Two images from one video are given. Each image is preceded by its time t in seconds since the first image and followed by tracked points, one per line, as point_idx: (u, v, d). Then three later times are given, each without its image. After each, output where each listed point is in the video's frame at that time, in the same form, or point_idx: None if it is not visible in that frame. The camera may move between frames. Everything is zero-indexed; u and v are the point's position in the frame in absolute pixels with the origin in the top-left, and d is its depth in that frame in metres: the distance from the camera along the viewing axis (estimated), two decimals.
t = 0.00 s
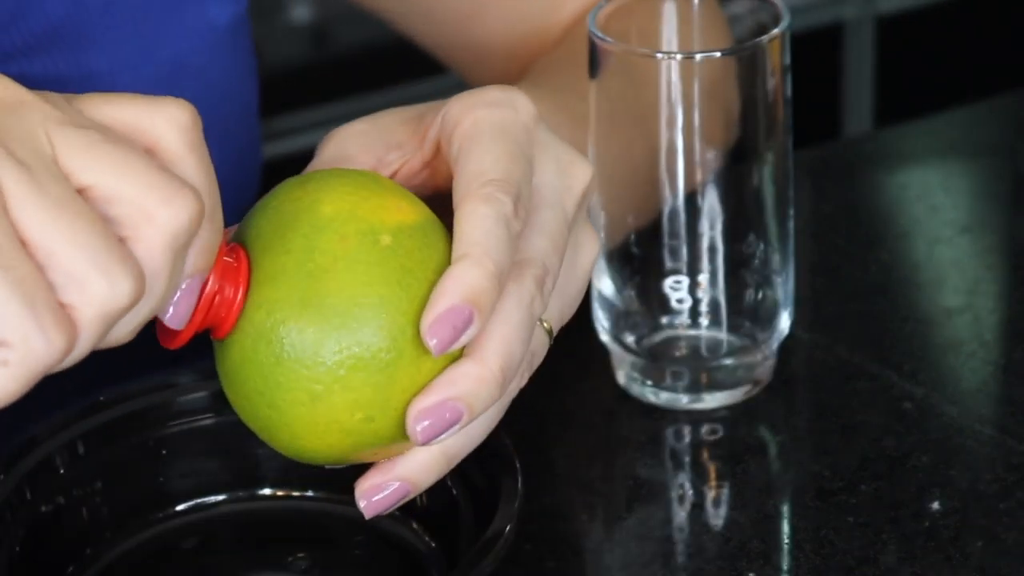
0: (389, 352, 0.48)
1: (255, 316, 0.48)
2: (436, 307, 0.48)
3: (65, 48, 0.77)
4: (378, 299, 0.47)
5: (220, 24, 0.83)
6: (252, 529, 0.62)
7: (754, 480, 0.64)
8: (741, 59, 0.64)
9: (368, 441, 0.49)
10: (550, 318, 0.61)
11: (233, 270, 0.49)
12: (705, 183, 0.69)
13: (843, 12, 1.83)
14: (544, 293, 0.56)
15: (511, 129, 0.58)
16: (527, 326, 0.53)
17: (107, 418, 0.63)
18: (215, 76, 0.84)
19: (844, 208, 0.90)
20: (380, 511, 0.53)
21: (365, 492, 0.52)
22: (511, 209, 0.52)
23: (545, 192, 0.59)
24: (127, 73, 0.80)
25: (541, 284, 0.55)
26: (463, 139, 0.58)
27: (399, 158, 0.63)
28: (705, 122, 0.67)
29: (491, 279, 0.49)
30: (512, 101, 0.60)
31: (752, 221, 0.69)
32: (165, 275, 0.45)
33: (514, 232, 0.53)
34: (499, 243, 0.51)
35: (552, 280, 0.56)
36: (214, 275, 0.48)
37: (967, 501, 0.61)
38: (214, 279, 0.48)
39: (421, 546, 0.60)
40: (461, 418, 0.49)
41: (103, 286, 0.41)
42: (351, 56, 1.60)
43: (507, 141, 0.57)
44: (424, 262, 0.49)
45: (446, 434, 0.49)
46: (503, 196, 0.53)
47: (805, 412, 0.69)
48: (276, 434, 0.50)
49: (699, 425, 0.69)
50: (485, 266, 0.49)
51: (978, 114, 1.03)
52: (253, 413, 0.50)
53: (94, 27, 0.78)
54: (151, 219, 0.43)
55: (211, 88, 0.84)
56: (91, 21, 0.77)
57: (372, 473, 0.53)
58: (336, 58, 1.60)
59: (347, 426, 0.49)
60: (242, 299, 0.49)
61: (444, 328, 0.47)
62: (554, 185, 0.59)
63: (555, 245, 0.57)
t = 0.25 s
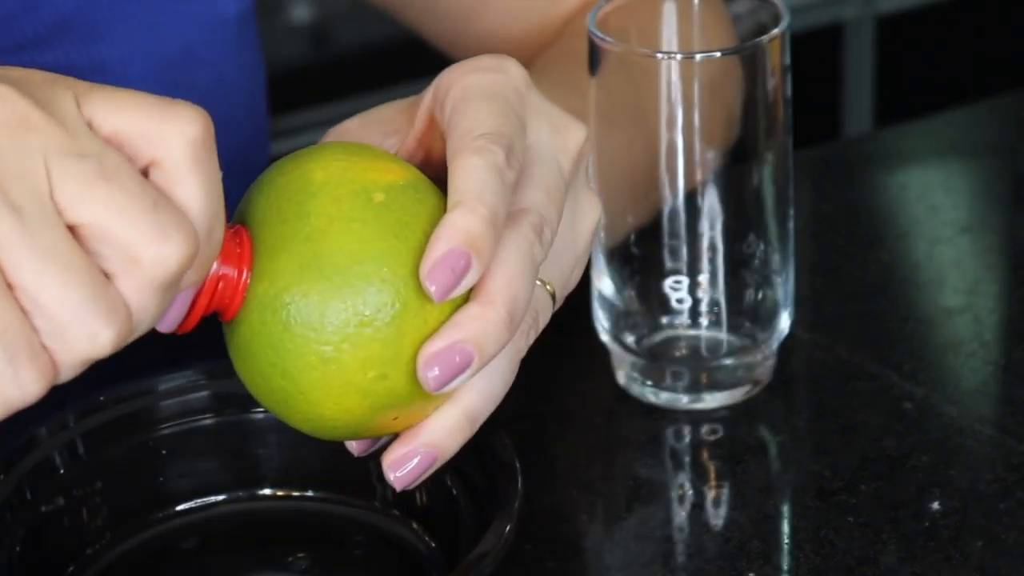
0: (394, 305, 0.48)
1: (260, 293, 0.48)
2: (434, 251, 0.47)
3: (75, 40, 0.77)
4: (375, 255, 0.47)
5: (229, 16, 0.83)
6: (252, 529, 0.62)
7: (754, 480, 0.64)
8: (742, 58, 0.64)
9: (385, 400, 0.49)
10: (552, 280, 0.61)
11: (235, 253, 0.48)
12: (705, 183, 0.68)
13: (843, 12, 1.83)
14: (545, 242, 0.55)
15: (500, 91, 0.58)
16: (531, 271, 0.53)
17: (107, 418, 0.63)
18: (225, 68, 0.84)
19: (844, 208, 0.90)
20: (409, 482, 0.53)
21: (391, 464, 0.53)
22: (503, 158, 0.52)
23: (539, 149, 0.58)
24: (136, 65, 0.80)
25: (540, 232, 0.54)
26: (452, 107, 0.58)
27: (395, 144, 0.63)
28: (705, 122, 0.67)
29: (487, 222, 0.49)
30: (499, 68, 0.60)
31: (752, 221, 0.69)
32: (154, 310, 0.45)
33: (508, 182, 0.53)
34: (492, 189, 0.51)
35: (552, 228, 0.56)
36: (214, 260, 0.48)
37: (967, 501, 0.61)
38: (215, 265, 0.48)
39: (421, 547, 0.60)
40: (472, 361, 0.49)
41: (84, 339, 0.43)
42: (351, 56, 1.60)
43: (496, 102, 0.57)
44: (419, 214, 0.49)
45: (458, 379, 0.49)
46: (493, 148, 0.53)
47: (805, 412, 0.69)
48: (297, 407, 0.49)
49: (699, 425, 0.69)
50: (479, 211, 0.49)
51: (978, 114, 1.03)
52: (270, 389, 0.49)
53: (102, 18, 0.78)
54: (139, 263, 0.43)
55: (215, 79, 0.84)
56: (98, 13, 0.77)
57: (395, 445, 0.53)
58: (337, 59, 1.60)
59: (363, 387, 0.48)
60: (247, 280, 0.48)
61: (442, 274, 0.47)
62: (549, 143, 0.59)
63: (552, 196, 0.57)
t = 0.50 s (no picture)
0: (378, 300, 0.47)
1: (243, 304, 0.47)
2: (407, 239, 0.46)
3: (81, 34, 0.77)
4: (351, 251, 0.46)
5: (234, 14, 0.83)
6: (252, 528, 0.62)
7: (754, 480, 0.64)
8: (744, 58, 0.64)
9: (378, 397, 0.48)
10: (543, 270, 0.60)
11: (213, 272, 0.47)
12: (705, 182, 0.69)
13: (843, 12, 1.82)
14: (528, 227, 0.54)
15: (469, 90, 0.58)
16: (514, 253, 0.51)
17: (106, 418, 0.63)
18: (230, 63, 0.84)
19: (844, 208, 0.90)
20: (417, 479, 0.52)
21: (397, 462, 0.52)
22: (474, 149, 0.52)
23: (515, 142, 0.58)
24: (142, 59, 0.79)
25: (523, 218, 0.53)
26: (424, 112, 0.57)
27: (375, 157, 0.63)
28: (705, 122, 0.67)
29: (459, 209, 0.48)
30: (467, 70, 0.60)
31: (752, 221, 0.69)
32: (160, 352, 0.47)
33: (481, 170, 0.52)
34: (465, 178, 0.50)
35: (535, 214, 0.55)
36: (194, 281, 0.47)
37: (967, 501, 0.61)
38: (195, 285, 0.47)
39: (421, 546, 0.61)
40: (461, 345, 0.47)
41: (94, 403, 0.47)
42: (351, 56, 1.60)
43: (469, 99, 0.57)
44: (390, 209, 0.48)
45: (449, 366, 0.48)
46: (466, 141, 0.52)
47: (805, 412, 0.69)
48: (294, 412, 0.48)
49: (699, 425, 0.68)
50: (450, 198, 0.48)
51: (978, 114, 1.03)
52: (266, 399, 0.48)
53: (109, 12, 0.78)
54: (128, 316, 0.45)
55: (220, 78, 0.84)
56: (105, 8, 0.77)
57: (400, 442, 0.52)
58: (337, 59, 1.60)
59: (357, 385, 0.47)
60: (228, 297, 0.47)
61: (418, 262, 0.46)
62: (524, 135, 0.59)
63: (531, 181, 0.56)
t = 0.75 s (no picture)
0: (374, 334, 0.47)
1: (235, 312, 0.47)
2: (418, 282, 0.47)
3: (73, 41, 0.79)
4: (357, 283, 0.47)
5: (225, 18, 0.85)
6: (252, 528, 0.62)
7: (754, 480, 0.64)
8: (742, 58, 0.64)
9: (353, 421, 0.49)
10: (532, 297, 0.61)
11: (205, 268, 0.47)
12: (705, 183, 0.69)
13: (843, 12, 1.82)
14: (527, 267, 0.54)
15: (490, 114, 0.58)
16: (512, 297, 0.52)
17: (107, 418, 0.63)
18: (222, 67, 0.86)
19: (844, 208, 0.90)
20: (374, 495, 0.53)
21: (355, 475, 0.52)
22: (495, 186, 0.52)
23: (527, 170, 0.58)
24: (134, 66, 0.82)
25: (526, 258, 0.54)
26: (443, 124, 0.57)
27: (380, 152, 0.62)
28: (705, 121, 0.67)
29: (472, 254, 0.48)
30: (487, 91, 0.60)
31: (752, 222, 0.69)
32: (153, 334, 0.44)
33: (498, 209, 0.52)
34: (482, 219, 0.50)
35: (536, 253, 0.55)
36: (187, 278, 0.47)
37: (967, 501, 0.61)
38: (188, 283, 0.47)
39: (421, 546, 0.60)
40: (450, 390, 0.48)
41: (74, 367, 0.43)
42: (351, 56, 1.60)
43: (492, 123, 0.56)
44: (399, 240, 0.48)
45: (433, 407, 0.49)
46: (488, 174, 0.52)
47: (805, 412, 0.69)
48: (265, 419, 0.49)
49: (699, 425, 0.68)
50: (465, 241, 0.48)
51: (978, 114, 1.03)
52: (241, 402, 0.49)
53: (101, 20, 0.80)
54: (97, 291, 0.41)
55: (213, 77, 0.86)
56: (97, 15, 0.79)
57: (361, 457, 0.52)
58: (337, 58, 1.60)
59: (338, 410, 0.48)
60: (219, 294, 0.48)
61: (428, 307, 0.47)
62: (536, 164, 0.59)
63: (538, 219, 0.56)
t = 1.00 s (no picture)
0: (345, 372, 0.48)
1: (210, 351, 0.48)
2: (387, 320, 0.47)
3: (71, 44, 0.80)
4: (327, 322, 0.47)
5: (227, 20, 0.85)
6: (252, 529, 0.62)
7: (754, 480, 0.64)
8: (742, 58, 0.64)
9: (328, 457, 0.49)
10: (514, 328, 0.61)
11: (179, 304, 0.48)
12: (705, 183, 0.69)
13: (843, 12, 1.83)
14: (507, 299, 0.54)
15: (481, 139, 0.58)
16: (490, 330, 0.52)
17: (108, 419, 0.63)
18: (223, 71, 0.86)
19: (844, 208, 0.90)
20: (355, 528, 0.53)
21: (336, 508, 0.52)
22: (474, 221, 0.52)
23: (515, 200, 0.58)
24: (134, 69, 0.82)
25: (506, 289, 0.54)
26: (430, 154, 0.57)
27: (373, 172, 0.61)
28: (705, 121, 0.67)
29: (444, 291, 0.49)
30: (483, 117, 0.59)
31: (752, 222, 0.69)
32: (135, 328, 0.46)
33: (476, 245, 0.52)
34: (457, 256, 0.50)
35: (518, 285, 0.55)
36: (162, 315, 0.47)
37: (967, 501, 0.61)
38: (163, 320, 0.47)
39: (421, 547, 0.60)
40: (420, 426, 0.49)
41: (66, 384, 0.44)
42: (351, 56, 1.60)
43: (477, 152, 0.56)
44: (373, 278, 0.48)
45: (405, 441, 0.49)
46: (468, 207, 0.52)
47: (805, 412, 0.69)
48: (244, 456, 0.50)
49: (699, 425, 0.68)
50: (437, 279, 0.48)
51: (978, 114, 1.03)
52: (221, 439, 0.50)
53: (100, 22, 0.80)
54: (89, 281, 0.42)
55: (212, 80, 0.86)
56: (96, 17, 0.80)
57: (345, 489, 0.52)
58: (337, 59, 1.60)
59: (311, 447, 0.48)
60: (194, 331, 0.48)
61: (396, 341, 0.47)
62: (524, 196, 0.58)
63: (521, 251, 0.56)
